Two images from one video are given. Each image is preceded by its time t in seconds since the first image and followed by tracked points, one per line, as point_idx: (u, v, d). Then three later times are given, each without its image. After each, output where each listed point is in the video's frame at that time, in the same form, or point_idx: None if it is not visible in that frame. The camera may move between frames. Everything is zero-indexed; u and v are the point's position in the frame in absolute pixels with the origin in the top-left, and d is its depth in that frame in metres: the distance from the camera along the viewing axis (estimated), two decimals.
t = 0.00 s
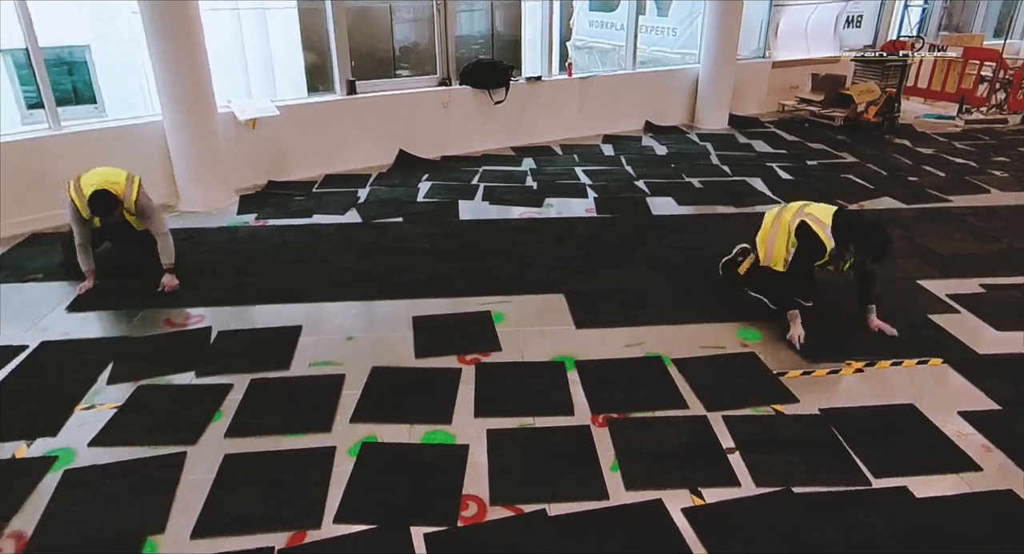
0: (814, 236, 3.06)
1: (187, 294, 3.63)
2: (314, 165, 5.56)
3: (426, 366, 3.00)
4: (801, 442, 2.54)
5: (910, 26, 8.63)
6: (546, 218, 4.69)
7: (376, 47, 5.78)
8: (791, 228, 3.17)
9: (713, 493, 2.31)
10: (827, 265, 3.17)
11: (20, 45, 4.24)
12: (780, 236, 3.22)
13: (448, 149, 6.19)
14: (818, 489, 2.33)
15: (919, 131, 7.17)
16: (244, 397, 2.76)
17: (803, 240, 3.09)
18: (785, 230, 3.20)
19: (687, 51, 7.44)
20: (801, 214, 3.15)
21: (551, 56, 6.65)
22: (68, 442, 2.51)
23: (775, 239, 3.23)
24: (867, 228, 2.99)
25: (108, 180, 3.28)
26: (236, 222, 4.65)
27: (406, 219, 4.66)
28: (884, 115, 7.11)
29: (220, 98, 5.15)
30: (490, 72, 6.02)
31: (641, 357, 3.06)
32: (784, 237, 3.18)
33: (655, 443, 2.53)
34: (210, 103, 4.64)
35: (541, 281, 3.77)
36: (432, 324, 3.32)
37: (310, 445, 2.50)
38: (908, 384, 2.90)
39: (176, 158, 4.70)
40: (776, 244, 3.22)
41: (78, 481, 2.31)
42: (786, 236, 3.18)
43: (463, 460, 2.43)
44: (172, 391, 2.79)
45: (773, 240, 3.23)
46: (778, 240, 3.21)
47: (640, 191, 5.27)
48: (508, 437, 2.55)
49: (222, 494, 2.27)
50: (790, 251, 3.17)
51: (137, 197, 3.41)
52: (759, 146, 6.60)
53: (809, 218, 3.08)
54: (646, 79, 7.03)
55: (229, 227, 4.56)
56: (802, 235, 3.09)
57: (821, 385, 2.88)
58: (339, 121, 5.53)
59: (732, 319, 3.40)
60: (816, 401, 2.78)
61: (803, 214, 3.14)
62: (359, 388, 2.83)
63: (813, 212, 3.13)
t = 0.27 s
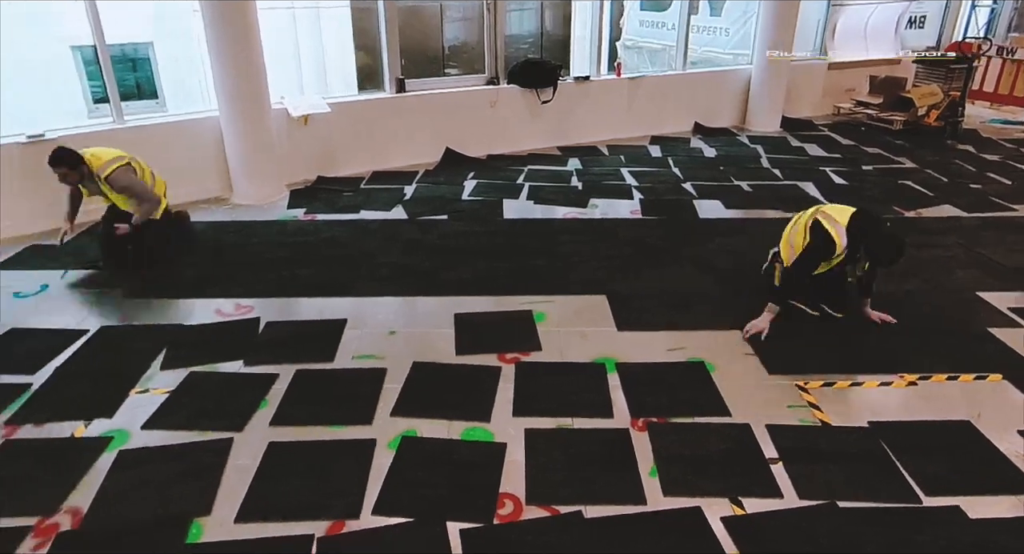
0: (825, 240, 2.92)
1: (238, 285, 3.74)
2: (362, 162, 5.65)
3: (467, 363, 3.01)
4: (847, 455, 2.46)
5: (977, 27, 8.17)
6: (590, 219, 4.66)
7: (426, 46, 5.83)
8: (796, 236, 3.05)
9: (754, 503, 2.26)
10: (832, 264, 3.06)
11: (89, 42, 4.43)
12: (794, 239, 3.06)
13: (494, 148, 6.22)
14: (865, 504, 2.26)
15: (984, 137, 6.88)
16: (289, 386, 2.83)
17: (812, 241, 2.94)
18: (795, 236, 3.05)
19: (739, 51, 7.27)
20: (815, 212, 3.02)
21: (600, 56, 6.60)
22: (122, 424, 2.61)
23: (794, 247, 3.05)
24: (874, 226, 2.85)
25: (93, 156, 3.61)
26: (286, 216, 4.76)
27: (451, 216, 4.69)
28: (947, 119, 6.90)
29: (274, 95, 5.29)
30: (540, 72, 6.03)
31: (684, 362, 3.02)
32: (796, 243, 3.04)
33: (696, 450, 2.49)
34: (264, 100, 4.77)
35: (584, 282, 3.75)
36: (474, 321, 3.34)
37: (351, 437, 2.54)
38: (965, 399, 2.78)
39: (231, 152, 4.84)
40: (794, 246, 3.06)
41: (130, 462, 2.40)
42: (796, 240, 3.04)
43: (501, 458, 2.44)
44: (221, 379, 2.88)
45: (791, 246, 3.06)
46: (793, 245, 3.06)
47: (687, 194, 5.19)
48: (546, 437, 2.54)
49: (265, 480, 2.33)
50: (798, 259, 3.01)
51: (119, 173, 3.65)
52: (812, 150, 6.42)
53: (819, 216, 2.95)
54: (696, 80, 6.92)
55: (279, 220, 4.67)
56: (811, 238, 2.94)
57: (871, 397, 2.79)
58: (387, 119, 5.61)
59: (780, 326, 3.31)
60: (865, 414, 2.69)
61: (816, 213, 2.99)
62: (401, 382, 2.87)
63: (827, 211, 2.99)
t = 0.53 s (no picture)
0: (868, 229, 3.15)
1: (279, 278, 3.82)
2: (402, 160, 5.71)
3: (501, 361, 3.02)
4: (890, 468, 2.39)
5: None
6: (628, 220, 4.62)
7: (468, 45, 5.85)
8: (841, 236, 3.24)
9: (790, 513, 2.21)
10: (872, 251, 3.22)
11: (143, 39, 4.57)
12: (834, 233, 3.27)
13: (533, 147, 6.22)
14: (908, 519, 2.19)
15: None
16: (326, 379, 2.88)
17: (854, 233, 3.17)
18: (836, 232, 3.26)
19: (785, 52, 7.08)
20: (843, 208, 3.22)
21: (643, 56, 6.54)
22: (166, 410, 2.69)
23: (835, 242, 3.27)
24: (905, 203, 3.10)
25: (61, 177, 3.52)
26: (327, 211, 4.84)
27: (489, 215, 4.71)
28: (1004, 123, 6.79)
29: (318, 93, 5.37)
30: (581, 72, 6.00)
31: (721, 367, 2.97)
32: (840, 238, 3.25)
33: (732, 457, 2.44)
34: (308, 98, 4.85)
35: (620, 283, 3.73)
36: (509, 320, 3.35)
37: (385, 431, 2.57)
38: (1017, 416, 2.67)
39: (275, 148, 4.94)
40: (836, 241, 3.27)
41: (173, 447, 2.48)
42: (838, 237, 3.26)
43: (533, 457, 2.44)
44: (261, 369, 2.95)
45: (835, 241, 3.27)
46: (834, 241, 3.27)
47: (728, 196, 5.11)
48: (579, 438, 2.53)
49: (301, 470, 2.37)
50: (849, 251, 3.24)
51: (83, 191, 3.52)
52: (860, 154, 6.25)
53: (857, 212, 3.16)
54: (741, 81, 6.80)
55: (320, 216, 4.75)
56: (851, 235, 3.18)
57: (916, 410, 2.70)
58: (428, 117, 5.66)
59: (822, 333, 3.24)
60: (910, 427, 2.61)
61: (848, 209, 3.19)
62: (435, 379, 2.89)
63: (855, 202, 3.20)
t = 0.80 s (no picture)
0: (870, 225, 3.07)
1: (293, 275, 3.84)
2: (417, 158, 5.73)
3: (513, 360, 3.03)
4: (905, 472, 2.37)
5: None
6: (643, 220, 4.60)
7: (483, 43, 5.85)
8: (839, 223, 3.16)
9: (802, 516, 2.19)
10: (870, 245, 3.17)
11: (161, 37, 4.62)
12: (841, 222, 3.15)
13: (547, 146, 6.22)
14: (923, 524, 2.17)
15: None
16: (339, 376, 2.90)
17: (852, 231, 3.08)
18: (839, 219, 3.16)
19: (803, 51, 7.01)
20: (845, 201, 3.12)
21: (658, 54, 6.51)
22: (182, 405, 2.72)
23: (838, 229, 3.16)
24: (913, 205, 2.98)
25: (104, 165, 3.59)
26: (341, 209, 4.87)
27: (502, 213, 4.71)
28: None
29: (334, 91, 5.40)
30: (597, 69, 5.97)
31: (735, 368, 2.96)
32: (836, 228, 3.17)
33: (745, 459, 2.43)
34: (323, 96, 4.87)
35: (633, 283, 3.72)
36: (521, 319, 3.35)
37: (397, 428, 2.59)
38: None
39: (290, 146, 4.98)
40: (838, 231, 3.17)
41: (188, 441, 2.50)
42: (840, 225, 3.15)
43: (544, 456, 2.44)
44: (275, 365, 2.97)
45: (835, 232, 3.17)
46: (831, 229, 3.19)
47: (743, 196, 5.08)
48: (590, 437, 2.53)
49: (314, 466, 2.39)
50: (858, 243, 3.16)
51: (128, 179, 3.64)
52: (878, 154, 6.18)
53: (857, 207, 3.06)
54: (757, 80, 6.75)
55: (335, 213, 4.78)
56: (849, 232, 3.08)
57: (933, 413, 2.67)
58: (442, 116, 5.67)
59: (837, 335, 3.21)
60: (926, 431, 2.58)
61: (849, 203, 3.10)
62: (447, 376, 2.90)
63: (857, 195, 3.11)
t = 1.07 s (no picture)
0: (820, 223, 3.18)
1: (300, 273, 3.85)
2: (424, 157, 5.73)
3: (520, 359, 3.03)
4: (913, 474, 2.36)
5: None
6: (650, 219, 4.59)
7: (491, 42, 5.85)
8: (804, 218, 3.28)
9: (809, 517, 2.19)
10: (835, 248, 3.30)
11: (170, 35, 4.64)
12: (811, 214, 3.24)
13: (555, 145, 6.21)
14: (931, 526, 2.15)
15: None
16: (346, 373, 2.91)
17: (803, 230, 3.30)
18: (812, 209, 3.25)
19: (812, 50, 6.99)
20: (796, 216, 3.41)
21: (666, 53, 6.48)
22: (189, 401, 2.73)
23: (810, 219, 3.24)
24: (837, 208, 3.12)
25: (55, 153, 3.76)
26: (349, 207, 4.88)
27: (509, 212, 4.71)
28: None
29: (342, 89, 5.41)
30: (604, 68, 5.96)
31: (742, 368, 2.95)
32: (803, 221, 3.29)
33: (752, 459, 2.42)
34: (331, 94, 4.87)
35: (640, 282, 3.71)
36: (528, 318, 3.35)
37: (403, 426, 2.59)
38: None
39: (298, 144, 4.99)
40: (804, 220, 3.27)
41: (195, 438, 2.52)
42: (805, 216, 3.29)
43: (550, 455, 2.44)
44: (282, 363, 2.98)
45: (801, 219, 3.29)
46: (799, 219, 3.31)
47: (751, 195, 5.06)
48: (596, 437, 2.53)
49: (321, 464, 2.39)
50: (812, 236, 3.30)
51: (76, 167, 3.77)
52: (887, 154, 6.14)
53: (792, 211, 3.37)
54: (765, 79, 6.72)
55: (342, 211, 4.79)
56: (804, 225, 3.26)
57: (942, 414, 2.66)
58: (449, 114, 5.67)
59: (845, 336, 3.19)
60: (935, 432, 2.56)
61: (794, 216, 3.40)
62: (454, 375, 2.90)
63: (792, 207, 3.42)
